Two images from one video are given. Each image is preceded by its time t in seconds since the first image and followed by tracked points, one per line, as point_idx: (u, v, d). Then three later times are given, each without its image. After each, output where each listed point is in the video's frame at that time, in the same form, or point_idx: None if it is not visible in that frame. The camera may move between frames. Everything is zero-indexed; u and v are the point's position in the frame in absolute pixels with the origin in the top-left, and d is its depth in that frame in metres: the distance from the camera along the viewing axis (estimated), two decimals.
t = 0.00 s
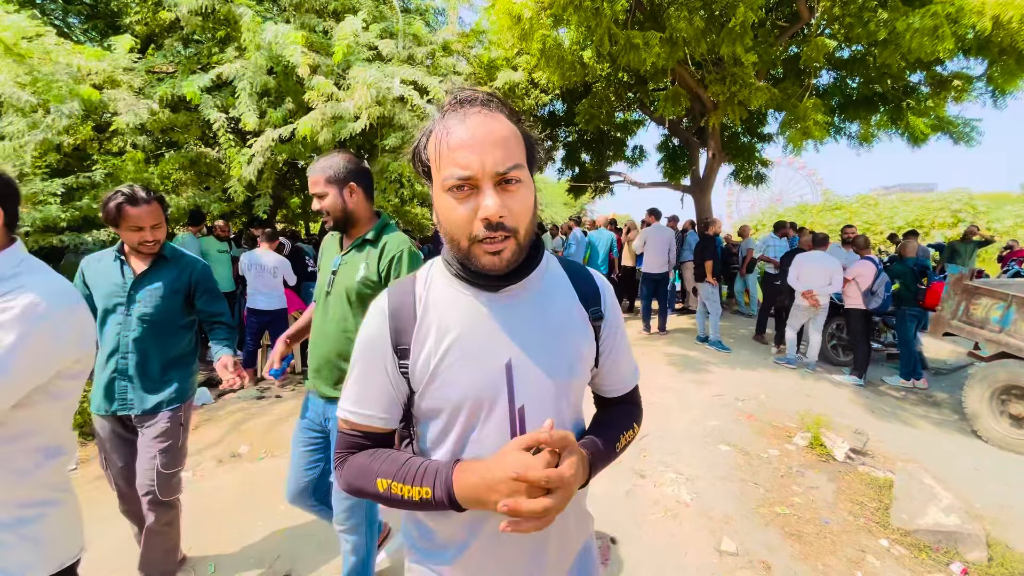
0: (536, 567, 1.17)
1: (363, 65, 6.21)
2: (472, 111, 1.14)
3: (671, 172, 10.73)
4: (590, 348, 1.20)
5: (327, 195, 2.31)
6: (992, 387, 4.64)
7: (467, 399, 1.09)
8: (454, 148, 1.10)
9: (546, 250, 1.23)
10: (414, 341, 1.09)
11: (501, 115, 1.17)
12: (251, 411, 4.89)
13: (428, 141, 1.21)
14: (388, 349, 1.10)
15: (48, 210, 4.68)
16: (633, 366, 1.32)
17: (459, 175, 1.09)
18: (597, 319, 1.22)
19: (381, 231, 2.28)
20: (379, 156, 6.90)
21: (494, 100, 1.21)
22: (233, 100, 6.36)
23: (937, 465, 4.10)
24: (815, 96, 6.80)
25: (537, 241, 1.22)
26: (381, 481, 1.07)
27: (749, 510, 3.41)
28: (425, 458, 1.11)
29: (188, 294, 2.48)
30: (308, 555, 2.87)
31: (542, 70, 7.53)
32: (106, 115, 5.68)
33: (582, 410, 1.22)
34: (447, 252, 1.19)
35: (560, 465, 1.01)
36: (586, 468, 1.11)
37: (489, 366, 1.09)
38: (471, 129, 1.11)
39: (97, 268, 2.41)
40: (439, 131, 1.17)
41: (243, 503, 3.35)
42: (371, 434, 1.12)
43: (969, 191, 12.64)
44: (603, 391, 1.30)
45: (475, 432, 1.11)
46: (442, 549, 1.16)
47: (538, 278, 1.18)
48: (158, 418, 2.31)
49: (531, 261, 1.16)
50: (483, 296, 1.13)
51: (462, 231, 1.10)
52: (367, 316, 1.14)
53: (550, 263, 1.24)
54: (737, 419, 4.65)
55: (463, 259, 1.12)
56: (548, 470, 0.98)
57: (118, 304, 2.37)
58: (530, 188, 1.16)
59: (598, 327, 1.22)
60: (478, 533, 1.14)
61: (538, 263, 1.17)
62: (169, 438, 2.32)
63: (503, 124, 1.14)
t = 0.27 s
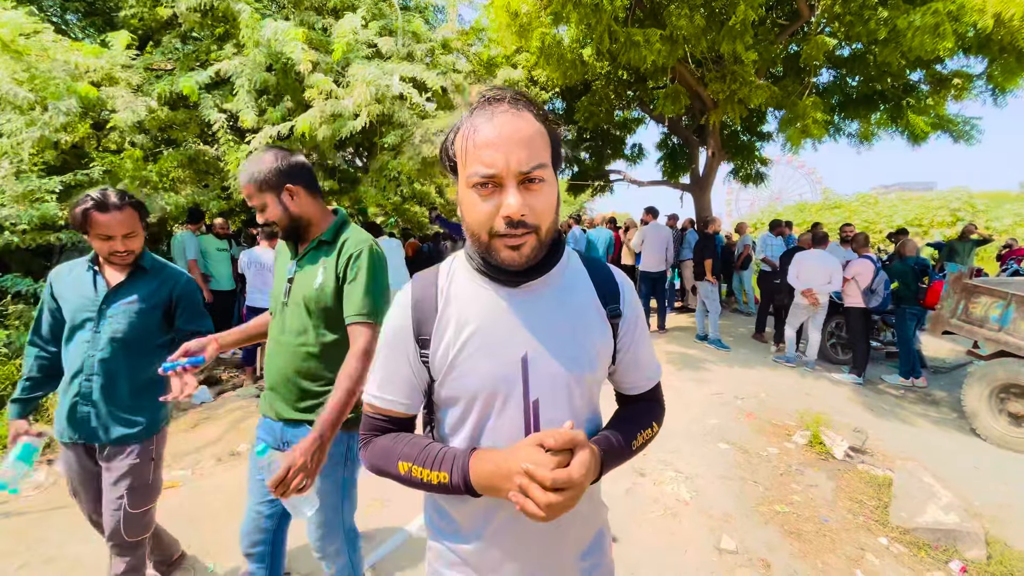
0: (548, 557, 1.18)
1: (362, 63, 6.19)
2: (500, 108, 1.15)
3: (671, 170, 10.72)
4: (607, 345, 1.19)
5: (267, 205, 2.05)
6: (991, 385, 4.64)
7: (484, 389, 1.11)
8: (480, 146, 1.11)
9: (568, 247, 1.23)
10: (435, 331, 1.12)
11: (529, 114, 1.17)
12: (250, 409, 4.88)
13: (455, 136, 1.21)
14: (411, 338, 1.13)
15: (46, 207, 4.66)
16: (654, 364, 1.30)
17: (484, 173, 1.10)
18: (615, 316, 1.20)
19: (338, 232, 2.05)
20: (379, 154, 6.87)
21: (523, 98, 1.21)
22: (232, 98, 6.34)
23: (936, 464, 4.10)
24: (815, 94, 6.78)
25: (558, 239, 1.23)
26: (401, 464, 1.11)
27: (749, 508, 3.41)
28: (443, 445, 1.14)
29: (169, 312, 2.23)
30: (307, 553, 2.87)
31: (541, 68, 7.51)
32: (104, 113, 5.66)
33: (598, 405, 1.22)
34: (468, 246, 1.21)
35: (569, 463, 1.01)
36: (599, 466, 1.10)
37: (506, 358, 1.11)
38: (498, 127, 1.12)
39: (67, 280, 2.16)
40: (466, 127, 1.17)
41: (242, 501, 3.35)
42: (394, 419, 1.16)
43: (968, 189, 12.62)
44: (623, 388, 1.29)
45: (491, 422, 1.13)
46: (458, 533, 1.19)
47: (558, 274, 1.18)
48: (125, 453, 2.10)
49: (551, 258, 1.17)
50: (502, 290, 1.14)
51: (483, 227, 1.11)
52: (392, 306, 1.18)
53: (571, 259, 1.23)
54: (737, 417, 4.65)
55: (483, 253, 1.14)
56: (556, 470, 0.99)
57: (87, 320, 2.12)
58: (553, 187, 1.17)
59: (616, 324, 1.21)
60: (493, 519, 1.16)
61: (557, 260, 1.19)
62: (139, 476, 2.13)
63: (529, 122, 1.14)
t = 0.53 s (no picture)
0: (558, 547, 1.20)
1: (361, 60, 6.17)
2: (521, 107, 1.16)
3: (670, 168, 10.71)
4: (621, 343, 1.19)
5: (181, 208, 1.74)
6: (989, 384, 4.65)
7: (498, 382, 1.14)
8: (502, 145, 1.13)
9: (587, 244, 1.24)
10: (454, 324, 1.15)
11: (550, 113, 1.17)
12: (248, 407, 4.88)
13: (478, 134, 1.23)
14: (431, 330, 1.17)
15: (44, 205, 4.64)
16: (672, 365, 1.29)
17: (504, 170, 1.11)
18: (632, 314, 1.20)
19: (269, 236, 1.77)
20: (377, 151, 6.85)
21: (545, 96, 1.22)
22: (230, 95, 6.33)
23: (934, 462, 4.11)
24: (815, 92, 6.77)
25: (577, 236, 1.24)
26: (419, 447, 1.16)
27: (748, 506, 3.42)
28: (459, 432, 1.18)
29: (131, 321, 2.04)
30: (306, 551, 2.87)
31: (541, 66, 7.49)
32: (102, 110, 5.65)
33: (612, 401, 1.22)
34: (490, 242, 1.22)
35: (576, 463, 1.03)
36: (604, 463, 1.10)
37: (520, 353, 1.13)
38: (520, 126, 1.13)
39: (26, 283, 2.05)
40: (489, 125, 1.18)
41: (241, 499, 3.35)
42: (419, 407, 1.22)
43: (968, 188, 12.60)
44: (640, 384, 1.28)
45: (503, 412, 1.16)
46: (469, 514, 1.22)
47: (576, 271, 1.19)
48: (99, 475, 1.99)
49: (568, 256, 1.18)
50: (519, 285, 1.16)
51: (503, 223, 1.13)
52: (416, 297, 1.21)
53: (590, 257, 1.23)
54: (736, 415, 4.66)
55: (502, 249, 1.16)
56: (560, 470, 1.02)
57: (45, 327, 1.98)
58: (572, 185, 1.17)
59: (633, 323, 1.20)
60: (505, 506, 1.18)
61: (576, 257, 1.20)
62: (116, 494, 2.04)
63: (550, 122, 1.15)
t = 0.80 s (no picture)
0: (558, 540, 1.19)
1: (359, 58, 6.15)
2: (532, 106, 1.18)
3: (669, 167, 10.71)
4: (627, 339, 1.17)
5: (85, 198, 1.64)
6: (987, 382, 4.66)
7: (502, 373, 1.14)
8: (512, 142, 1.14)
9: (596, 241, 1.24)
10: (463, 314, 1.16)
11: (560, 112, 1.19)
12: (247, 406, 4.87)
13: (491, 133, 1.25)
14: (441, 318, 1.19)
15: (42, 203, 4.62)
16: (681, 365, 1.27)
17: (514, 166, 1.13)
18: (639, 312, 1.19)
19: (190, 229, 1.59)
20: (376, 149, 6.83)
21: (556, 95, 1.23)
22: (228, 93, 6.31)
23: (932, 459, 4.12)
24: (814, 90, 6.76)
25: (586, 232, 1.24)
26: (423, 430, 1.17)
27: (746, 504, 3.42)
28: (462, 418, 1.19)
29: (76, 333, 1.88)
30: (305, 549, 2.87)
31: (540, 64, 7.48)
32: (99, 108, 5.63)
33: (618, 398, 1.21)
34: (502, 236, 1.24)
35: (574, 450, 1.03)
36: (603, 456, 1.09)
37: (525, 344, 1.13)
38: (530, 124, 1.14)
39: None
40: (500, 124, 1.20)
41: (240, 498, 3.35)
42: (431, 393, 1.23)
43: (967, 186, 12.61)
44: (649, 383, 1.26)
45: (505, 401, 1.16)
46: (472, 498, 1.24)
47: (584, 266, 1.19)
48: (58, 502, 1.92)
49: (577, 251, 1.18)
50: (527, 279, 1.17)
51: (512, 218, 1.15)
52: (430, 286, 1.24)
53: (600, 256, 1.23)
54: (735, 413, 4.66)
55: (512, 244, 1.18)
56: (556, 459, 1.02)
57: None
58: (581, 182, 1.19)
59: (640, 320, 1.19)
60: (506, 494, 1.19)
61: (584, 253, 1.21)
62: (82, 517, 1.98)
63: (560, 120, 1.17)
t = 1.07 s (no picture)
0: (552, 538, 1.18)
1: (357, 55, 6.12)
2: (534, 103, 1.17)
3: (668, 165, 10.70)
4: (629, 336, 1.17)
5: None
6: (986, 379, 4.66)
7: (503, 365, 1.13)
8: (512, 138, 1.14)
9: (599, 239, 1.24)
10: (466, 308, 1.16)
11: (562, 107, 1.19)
12: (245, 405, 4.86)
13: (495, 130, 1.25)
14: (446, 311, 1.19)
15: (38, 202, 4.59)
16: (684, 366, 1.26)
17: (513, 162, 1.13)
18: (642, 310, 1.18)
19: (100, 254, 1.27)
20: (374, 147, 6.81)
21: (559, 92, 1.22)
22: (225, 90, 6.28)
23: (931, 457, 4.12)
24: (814, 88, 6.75)
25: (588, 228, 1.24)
26: (422, 416, 1.17)
27: (745, 502, 3.42)
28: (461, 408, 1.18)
29: None
30: (303, 548, 2.86)
31: (539, 62, 7.46)
32: (96, 106, 5.60)
33: (620, 398, 1.19)
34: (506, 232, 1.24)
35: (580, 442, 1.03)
36: (604, 453, 1.09)
37: (528, 339, 1.12)
38: (531, 121, 1.14)
39: None
40: (503, 121, 1.21)
41: (238, 497, 3.34)
42: (435, 384, 1.23)
43: (965, 184, 12.61)
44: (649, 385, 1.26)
45: (505, 395, 1.15)
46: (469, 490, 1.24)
47: (587, 263, 1.19)
48: None
49: (578, 247, 1.18)
50: (532, 275, 1.16)
51: (512, 213, 1.15)
52: (437, 279, 1.25)
53: (605, 256, 1.23)
54: (734, 411, 4.65)
55: (512, 238, 1.18)
56: (564, 456, 1.01)
57: None
58: (583, 178, 1.17)
59: (643, 317, 1.19)
60: (503, 489, 1.18)
61: (586, 248, 1.20)
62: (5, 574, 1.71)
63: (562, 116, 1.16)
